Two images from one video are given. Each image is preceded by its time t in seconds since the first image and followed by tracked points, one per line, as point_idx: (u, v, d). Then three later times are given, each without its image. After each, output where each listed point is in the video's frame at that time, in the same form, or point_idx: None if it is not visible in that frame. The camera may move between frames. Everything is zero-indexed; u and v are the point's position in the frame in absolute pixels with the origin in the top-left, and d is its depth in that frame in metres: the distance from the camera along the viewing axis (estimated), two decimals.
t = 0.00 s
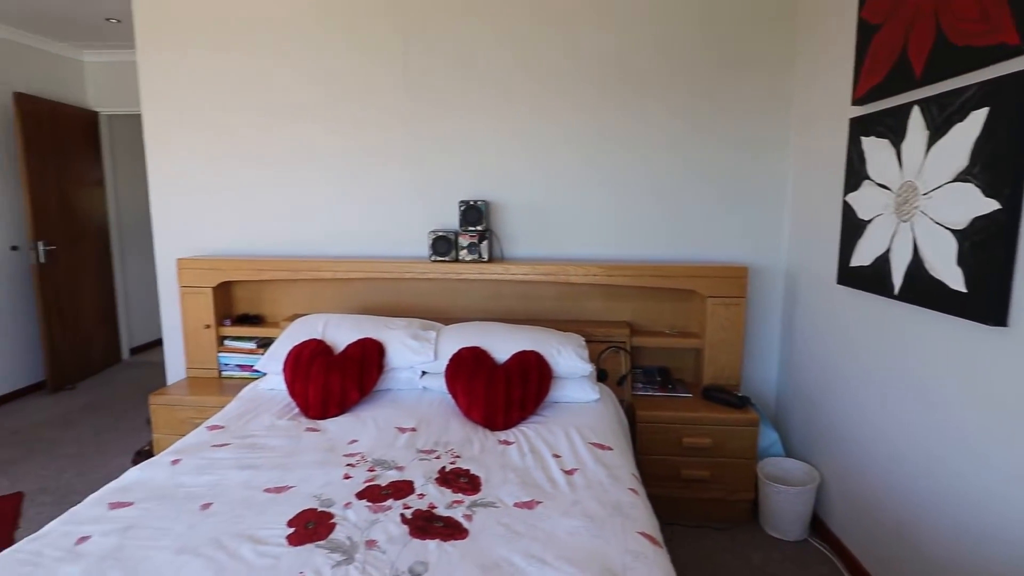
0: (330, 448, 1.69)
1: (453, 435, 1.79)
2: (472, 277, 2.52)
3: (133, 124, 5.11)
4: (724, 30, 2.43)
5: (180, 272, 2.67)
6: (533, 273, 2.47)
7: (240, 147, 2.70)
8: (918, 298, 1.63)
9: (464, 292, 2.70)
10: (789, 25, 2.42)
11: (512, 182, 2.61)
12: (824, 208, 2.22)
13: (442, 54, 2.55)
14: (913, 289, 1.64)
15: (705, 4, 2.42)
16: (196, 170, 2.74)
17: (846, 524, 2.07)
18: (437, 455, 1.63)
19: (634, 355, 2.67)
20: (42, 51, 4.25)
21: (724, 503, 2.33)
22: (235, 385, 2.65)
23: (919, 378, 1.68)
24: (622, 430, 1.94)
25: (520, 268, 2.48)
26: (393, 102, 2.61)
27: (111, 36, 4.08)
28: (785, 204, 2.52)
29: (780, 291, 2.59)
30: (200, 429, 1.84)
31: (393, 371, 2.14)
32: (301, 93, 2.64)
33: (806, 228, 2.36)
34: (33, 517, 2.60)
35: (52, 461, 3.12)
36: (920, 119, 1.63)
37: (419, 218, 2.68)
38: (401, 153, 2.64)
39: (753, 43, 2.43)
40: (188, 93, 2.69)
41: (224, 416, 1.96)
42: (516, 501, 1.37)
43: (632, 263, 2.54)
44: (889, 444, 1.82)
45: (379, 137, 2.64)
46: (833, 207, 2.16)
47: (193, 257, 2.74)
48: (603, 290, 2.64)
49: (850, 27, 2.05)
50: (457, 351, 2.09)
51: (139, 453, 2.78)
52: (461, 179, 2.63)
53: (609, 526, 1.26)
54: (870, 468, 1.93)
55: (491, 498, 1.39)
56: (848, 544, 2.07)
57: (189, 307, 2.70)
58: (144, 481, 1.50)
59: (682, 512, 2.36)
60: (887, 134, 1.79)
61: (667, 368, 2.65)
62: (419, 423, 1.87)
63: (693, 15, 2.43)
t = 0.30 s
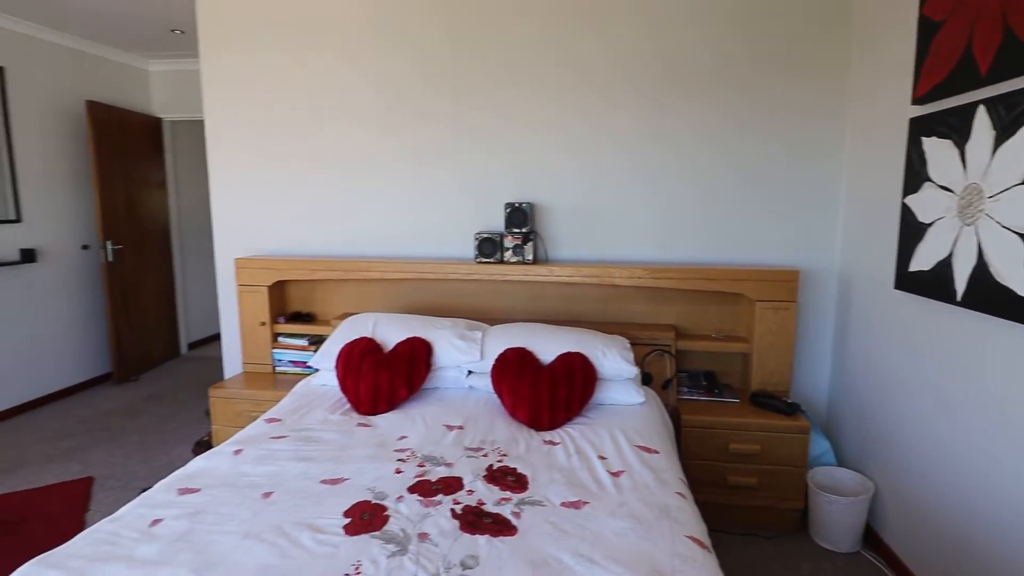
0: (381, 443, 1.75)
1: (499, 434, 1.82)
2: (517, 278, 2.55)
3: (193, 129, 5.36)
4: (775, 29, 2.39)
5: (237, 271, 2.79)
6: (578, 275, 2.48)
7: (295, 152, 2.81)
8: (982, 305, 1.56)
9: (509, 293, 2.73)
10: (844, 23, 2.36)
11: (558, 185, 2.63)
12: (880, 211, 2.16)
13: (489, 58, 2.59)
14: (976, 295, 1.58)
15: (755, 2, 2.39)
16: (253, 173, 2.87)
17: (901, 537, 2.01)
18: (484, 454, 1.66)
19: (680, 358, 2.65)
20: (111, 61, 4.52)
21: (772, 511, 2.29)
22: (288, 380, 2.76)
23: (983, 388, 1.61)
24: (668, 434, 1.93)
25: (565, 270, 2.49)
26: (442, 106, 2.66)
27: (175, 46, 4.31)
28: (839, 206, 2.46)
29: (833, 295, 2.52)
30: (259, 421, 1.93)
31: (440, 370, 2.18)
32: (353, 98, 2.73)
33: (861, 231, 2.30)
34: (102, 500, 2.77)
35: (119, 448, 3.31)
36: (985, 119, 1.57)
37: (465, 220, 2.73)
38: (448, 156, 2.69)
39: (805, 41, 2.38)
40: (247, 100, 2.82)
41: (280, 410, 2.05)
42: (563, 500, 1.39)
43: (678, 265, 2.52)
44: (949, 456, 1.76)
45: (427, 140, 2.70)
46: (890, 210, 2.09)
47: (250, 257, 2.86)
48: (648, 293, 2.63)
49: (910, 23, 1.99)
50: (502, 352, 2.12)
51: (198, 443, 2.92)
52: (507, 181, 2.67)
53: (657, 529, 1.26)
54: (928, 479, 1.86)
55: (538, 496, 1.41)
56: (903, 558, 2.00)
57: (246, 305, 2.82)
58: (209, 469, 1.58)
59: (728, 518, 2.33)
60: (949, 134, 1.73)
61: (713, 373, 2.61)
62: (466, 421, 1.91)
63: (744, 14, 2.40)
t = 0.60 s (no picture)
0: (431, 438, 1.79)
1: (546, 433, 1.84)
2: (564, 279, 2.56)
3: (250, 134, 5.60)
4: (833, 27, 2.33)
5: (293, 269, 2.91)
6: (625, 277, 2.48)
7: (349, 155, 2.91)
8: None
9: (555, 294, 2.75)
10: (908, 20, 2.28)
11: (605, 187, 2.63)
12: (945, 213, 2.07)
13: (538, 61, 2.62)
14: None
15: None
16: (309, 176, 2.98)
17: (963, 554, 1.93)
18: (532, 452, 1.69)
19: (728, 363, 2.61)
20: (177, 70, 4.76)
21: (823, 521, 2.23)
22: (339, 376, 2.85)
23: None
24: (716, 438, 1.91)
25: (611, 272, 2.50)
26: (491, 109, 2.71)
27: (236, 54, 4.51)
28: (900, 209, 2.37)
29: (892, 301, 2.44)
30: (314, 414, 2.01)
31: (487, 369, 2.22)
32: (405, 102, 2.80)
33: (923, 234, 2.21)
34: (166, 486, 2.93)
35: (181, 437, 3.49)
36: None
37: (512, 221, 2.77)
38: (496, 159, 2.73)
39: (865, 38, 2.32)
40: (305, 105, 2.93)
41: (334, 403, 2.12)
42: (612, 500, 1.40)
43: (728, 268, 2.49)
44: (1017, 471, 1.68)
45: (476, 143, 2.75)
46: (955, 212, 2.01)
47: (305, 256, 2.98)
48: (695, 296, 2.60)
49: (980, 19, 1.91)
50: (549, 352, 2.15)
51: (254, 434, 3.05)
52: (554, 183, 2.69)
53: (708, 533, 1.26)
54: (993, 495, 1.78)
55: (586, 496, 1.43)
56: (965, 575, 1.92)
57: (301, 303, 2.93)
58: (270, 458, 1.66)
59: (777, 527, 2.28)
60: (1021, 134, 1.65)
61: (763, 378, 2.56)
62: (513, 419, 1.94)
63: (800, 13, 2.35)
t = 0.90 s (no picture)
0: (475, 435, 1.83)
1: (588, 433, 1.85)
2: (605, 280, 2.56)
3: (298, 137, 5.79)
4: (888, 22, 2.27)
5: (340, 268, 2.99)
6: (668, 278, 2.46)
7: (394, 157, 2.98)
8: None
9: (596, 295, 2.75)
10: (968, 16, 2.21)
11: (648, 188, 2.62)
12: (1007, 214, 1.99)
13: (581, 63, 2.63)
14: None
15: None
16: (355, 178, 3.06)
17: None
18: (574, 451, 1.70)
19: (773, 367, 2.56)
20: (230, 76, 4.96)
21: (873, 531, 2.17)
22: (383, 373, 2.92)
23: None
24: (762, 443, 1.89)
25: (654, 273, 2.48)
26: (534, 111, 2.73)
27: (286, 60, 4.67)
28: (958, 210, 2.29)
29: (948, 305, 2.35)
30: (361, 409, 2.07)
31: (529, 369, 2.24)
32: (449, 104, 2.85)
33: (983, 236, 2.13)
34: (218, 475, 3.05)
35: (232, 429, 3.64)
36: None
37: (554, 222, 2.78)
38: (539, 160, 2.76)
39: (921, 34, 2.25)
40: (352, 109, 3.01)
41: (379, 399, 2.18)
42: (656, 501, 1.40)
43: (774, 270, 2.44)
44: None
45: (519, 145, 2.78)
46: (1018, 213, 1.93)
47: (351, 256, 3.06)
48: (740, 298, 2.56)
49: None
50: (591, 353, 2.15)
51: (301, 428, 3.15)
52: (596, 184, 2.69)
53: (755, 537, 1.25)
54: None
55: (630, 496, 1.43)
56: None
57: (346, 301, 3.01)
58: (321, 450, 1.72)
59: (823, 536, 2.23)
60: None
61: (809, 383, 2.51)
62: (555, 419, 1.95)
63: (853, 10, 2.30)
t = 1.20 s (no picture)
0: (519, 432, 1.85)
1: (632, 434, 1.85)
2: (649, 282, 2.55)
3: (345, 139, 5.95)
4: (948, 18, 2.21)
5: (386, 267, 3.06)
6: (714, 280, 2.43)
7: (441, 158, 3.04)
8: None
9: (639, 296, 2.74)
10: None
11: (694, 189, 2.60)
12: None
13: (627, 63, 2.63)
14: None
15: None
16: (402, 179, 3.14)
17: None
18: (619, 451, 1.70)
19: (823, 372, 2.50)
20: (283, 81, 5.14)
21: (928, 544, 2.10)
22: (427, 369, 2.98)
23: None
24: (811, 449, 1.85)
25: (699, 274, 2.46)
26: (579, 111, 2.74)
27: (335, 64, 4.82)
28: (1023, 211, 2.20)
29: (1012, 312, 2.25)
30: (408, 404, 2.12)
31: (572, 369, 2.25)
32: (495, 106, 2.89)
33: None
34: (270, 465, 3.18)
35: (281, 421, 3.77)
36: None
37: (598, 223, 2.79)
38: (583, 161, 2.77)
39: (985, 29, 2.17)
40: (400, 111, 3.09)
41: (425, 395, 2.23)
42: (703, 504, 1.40)
43: (825, 273, 2.38)
44: None
45: (563, 146, 2.80)
46: None
47: (397, 255, 3.14)
48: (788, 301, 2.51)
49: None
50: (635, 354, 2.15)
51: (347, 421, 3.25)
52: (642, 185, 2.68)
53: (805, 543, 1.23)
54: None
55: (676, 498, 1.43)
56: None
57: (392, 299, 3.08)
58: (370, 443, 1.78)
59: (875, 547, 2.16)
60: None
61: (861, 389, 2.44)
62: (599, 419, 1.96)
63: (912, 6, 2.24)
